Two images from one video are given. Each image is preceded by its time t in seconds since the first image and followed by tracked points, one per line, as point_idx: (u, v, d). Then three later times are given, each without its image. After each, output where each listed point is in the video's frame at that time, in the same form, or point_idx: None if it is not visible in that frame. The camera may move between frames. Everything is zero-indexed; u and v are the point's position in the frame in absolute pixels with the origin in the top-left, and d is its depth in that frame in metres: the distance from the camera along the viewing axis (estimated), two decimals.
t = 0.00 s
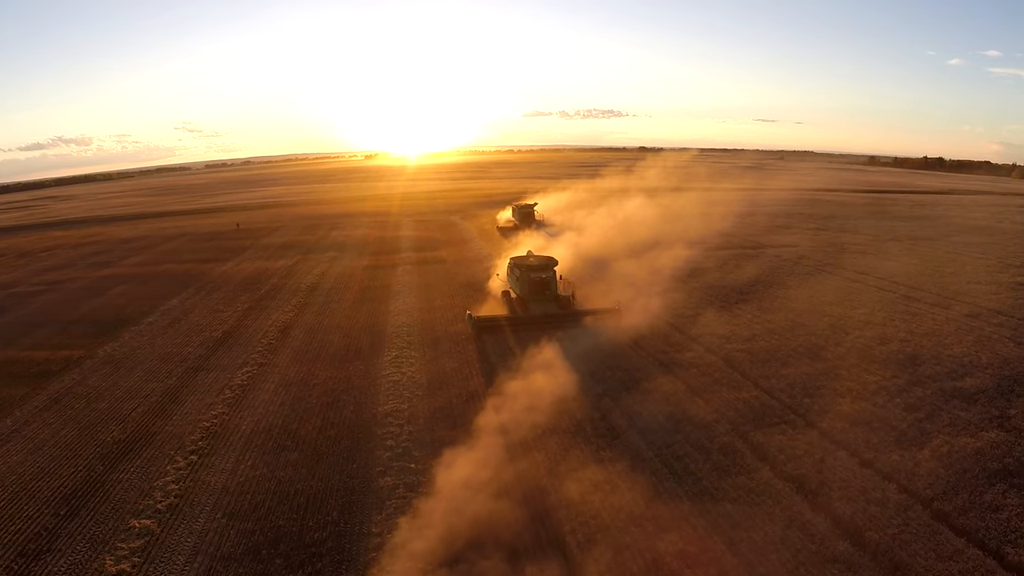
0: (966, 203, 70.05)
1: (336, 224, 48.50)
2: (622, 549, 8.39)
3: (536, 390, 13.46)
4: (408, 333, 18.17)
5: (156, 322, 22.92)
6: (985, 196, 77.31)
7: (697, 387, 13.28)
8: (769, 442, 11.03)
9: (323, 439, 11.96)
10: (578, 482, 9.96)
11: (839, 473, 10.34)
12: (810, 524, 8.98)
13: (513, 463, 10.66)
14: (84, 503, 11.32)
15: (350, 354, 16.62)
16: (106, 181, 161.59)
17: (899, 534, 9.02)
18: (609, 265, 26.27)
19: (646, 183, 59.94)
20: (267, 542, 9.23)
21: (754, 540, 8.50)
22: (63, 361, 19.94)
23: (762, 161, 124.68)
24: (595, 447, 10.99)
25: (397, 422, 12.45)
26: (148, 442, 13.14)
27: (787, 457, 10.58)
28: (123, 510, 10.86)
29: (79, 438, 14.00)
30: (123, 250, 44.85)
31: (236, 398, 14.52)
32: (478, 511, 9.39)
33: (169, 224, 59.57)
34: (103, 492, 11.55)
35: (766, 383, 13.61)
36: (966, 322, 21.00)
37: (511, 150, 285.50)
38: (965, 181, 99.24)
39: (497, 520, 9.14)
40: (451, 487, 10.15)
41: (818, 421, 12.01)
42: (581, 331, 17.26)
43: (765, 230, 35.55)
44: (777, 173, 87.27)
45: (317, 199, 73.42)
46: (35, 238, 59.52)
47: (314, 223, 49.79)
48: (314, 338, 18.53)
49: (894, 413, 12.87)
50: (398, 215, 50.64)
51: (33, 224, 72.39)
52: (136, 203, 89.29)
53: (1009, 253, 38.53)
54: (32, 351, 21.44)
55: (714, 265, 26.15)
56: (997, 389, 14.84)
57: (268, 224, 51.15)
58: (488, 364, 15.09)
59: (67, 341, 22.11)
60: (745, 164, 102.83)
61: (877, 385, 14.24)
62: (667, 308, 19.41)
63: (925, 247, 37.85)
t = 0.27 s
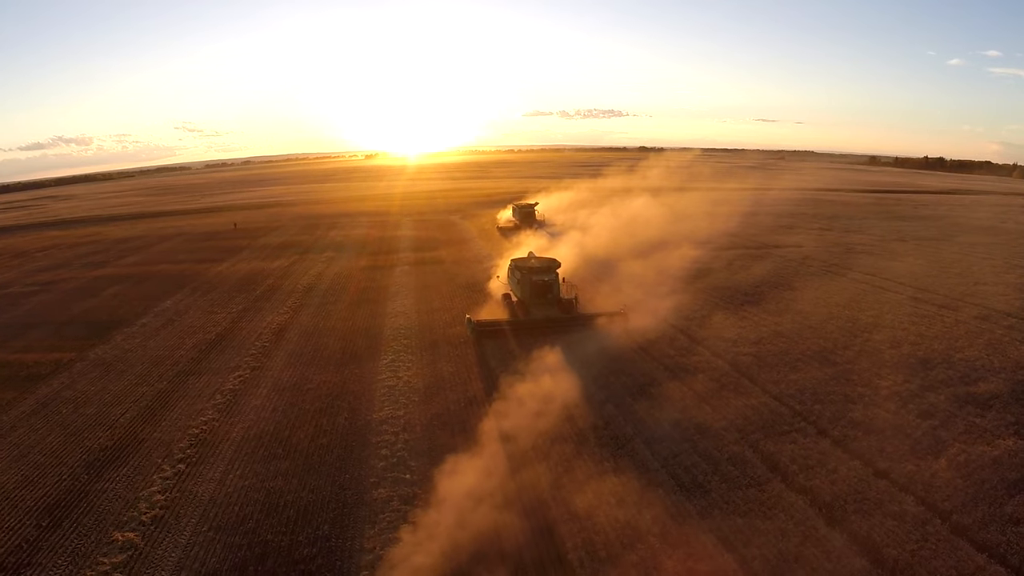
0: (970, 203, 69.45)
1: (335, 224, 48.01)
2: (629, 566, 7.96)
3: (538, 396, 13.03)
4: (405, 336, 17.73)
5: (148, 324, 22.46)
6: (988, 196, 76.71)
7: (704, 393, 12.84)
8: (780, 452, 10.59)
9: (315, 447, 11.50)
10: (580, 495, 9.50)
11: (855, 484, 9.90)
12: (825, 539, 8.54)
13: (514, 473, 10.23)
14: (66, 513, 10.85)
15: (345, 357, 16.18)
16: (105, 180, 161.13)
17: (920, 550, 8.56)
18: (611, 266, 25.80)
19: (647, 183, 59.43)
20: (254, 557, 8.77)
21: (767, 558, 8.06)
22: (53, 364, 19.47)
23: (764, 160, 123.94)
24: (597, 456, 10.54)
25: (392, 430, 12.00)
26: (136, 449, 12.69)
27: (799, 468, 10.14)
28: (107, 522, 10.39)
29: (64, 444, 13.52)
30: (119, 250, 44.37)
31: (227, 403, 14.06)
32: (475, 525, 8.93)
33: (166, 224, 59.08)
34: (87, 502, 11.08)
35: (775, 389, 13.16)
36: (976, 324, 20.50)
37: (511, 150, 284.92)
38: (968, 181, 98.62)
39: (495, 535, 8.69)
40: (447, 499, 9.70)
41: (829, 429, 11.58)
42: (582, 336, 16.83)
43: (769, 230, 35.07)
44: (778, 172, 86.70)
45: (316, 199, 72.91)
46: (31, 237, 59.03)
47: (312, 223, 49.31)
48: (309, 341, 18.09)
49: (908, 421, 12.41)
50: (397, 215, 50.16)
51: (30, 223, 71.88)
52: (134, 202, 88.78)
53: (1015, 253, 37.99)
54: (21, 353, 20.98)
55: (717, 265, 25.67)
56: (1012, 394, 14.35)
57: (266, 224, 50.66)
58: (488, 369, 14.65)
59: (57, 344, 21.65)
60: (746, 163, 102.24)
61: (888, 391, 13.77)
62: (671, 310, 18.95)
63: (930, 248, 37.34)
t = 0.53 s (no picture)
0: (972, 203, 68.96)
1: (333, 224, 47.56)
2: None
3: (540, 402, 12.63)
4: (402, 339, 17.31)
5: (142, 325, 22.04)
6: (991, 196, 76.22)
7: (711, 400, 12.44)
8: (792, 462, 10.19)
9: (308, 456, 11.09)
10: (584, 507, 9.08)
11: (870, 496, 9.49)
12: (841, 555, 8.12)
13: (515, 484, 9.82)
14: (48, 524, 10.41)
15: (341, 361, 15.78)
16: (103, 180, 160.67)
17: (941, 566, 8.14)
18: (613, 267, 25.39)
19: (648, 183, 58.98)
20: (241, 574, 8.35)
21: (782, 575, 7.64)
22: (42, 366, 19.03)
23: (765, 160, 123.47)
24: (601, 466, 10.14)
25: (388, 437, 11.60)
26: (123, 457, 12.27)
27: (812, 480, 9.74)
28: (90, 534, 9.96)
29: (49, 450, 13.08)
30: (115, 250, 43.91)
31: (218, 409, 13.64)
32: (474, 540, 8.52)
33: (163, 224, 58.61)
34: (70, 512, 10.64)
35: (784, 395, 12.75)
36: (986, 326, 20.06)
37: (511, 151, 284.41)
38: (970, 181, 98.10)
39: (494, 550, 8.27)
40: (445, 512, 9.27)
41: (841, 436, 11.18)
42: (584, 339, 16.43)
43: (772, 230, 34.64)
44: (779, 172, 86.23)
45: (314, 199, 72.39)
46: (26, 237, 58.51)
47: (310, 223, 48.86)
48: (303, 344, 17.68)
49: (922, 427, 11.99)
50: (396, 215, 49.72)
51: (26, 223, 71.38)
52: (131, 202, 88.27)
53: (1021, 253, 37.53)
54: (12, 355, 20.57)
55: (721, 266, 25.26)
56: None
57: (264, 224, 50.20)
58: (487, 373, 14.25)
59: (49, 346, 21.24)
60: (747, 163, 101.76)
61: (900, 396, 13.34)
62: (675, 313, 18.55)
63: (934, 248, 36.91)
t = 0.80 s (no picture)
0: (976, 202, 68.40)
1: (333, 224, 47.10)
2: None
3: (543, 409, 12.21)
4: (400, 342, 16.87)
5: (135, 327, 21.60)
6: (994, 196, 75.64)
7: (720, 407, 12.01)
8: (806, 473, 9.77)
9: (300, 465, 10.66)
10: (589, 523, 8.64)
11: (890, 509, 9.05)
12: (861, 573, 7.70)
13: (518, 495, 9.40)
14: (29, 536, 9.95)
15: (338, 364, 15.35)
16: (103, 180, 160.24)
17: None
18: (616, 268, 24.95)
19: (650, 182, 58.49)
20: None
21: None
22: (32, 369, 18.58)
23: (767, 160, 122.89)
24: (607, 478, 9.69)
25: (384, 446, 11.17)
26: (111, 465, 11.83)
27: (828, 492, 9.31)
28: (72, 547, 9.51)
29: (35, 457, 12.62)
30: (112, 250, 43.46)
31: (209, 415, 13.21)
32: (474, 557, 8.06)
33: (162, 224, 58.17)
34: (51, 524, 10.18)
35: (796, 401, 12.30)
36: (998, 328, 19.58)
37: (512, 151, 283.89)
38: (973, 180, 97.47)
39: (496, 568, 7.83)
40: (445, 525, 8.86)
41: (857, 445, 10.74)
42: (588, 343, 15.99)
43: (776, 230, 34.18)
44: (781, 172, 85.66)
45: (313, 199, 71.91)
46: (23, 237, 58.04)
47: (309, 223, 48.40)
48: (298, 347, 17.25)
49: (939, 435, 11.54)
50: (396, 215, 49.27)
51: (23, 223, 70.91)
52: (129, 202, 87.77)
53: None
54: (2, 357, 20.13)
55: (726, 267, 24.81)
56: None
57: (263, 224, 49.75)
58: (488, 379, 13.82)
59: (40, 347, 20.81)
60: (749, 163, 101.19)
61: (915, 402, 12.88)
62: (681, 315, 18.11)
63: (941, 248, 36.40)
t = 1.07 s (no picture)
0: (981, 203, 67.81)
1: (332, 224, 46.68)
2: None
3: (546, 417, 11.78)
4: (399, 345, 16.45)
5: (129, 329, 21.20)
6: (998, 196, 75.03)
7: (730, 415, 11.56)
8: (821, 485, 9.34)
9: (292, 477, 10.22)
10: (595, 540, 8.21)
11: (912, 524, 8.61)
12: None
13: (521, 508, 8.97)
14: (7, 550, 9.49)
15: (334, 369, 14.92)
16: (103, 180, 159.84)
17: None
18: (620, 270, 24.52)
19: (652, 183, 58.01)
20: None
21: None
22: (22, 372, 18.16)
23: (769, 160, 122.34)
24: (614, 491, 9.28)
25: (380, 456, 10.74)
26: (97, 474, 11.40)
27: (845, 506, 8.88)
28: (52, 562, 9.07)
29: (19, 466, 12.17)
30: (110, 250, 43.05)
31: (199, 422, 12.77)
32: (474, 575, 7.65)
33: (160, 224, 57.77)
34: (32, 537, 9.73)
35: (808, 408, 11.85)
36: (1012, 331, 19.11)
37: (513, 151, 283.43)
38: (976, 180, 96.82)
39: None
40: (443, 540, 8.46)
41: (873, 456, 10.30)
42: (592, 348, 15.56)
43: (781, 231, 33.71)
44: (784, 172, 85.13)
45: (313, 199, 71.47)
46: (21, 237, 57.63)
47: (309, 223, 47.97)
48: (294, 350, 16.82)
49: (958, 444, 11.09)
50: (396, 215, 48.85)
51: (22, 223, 70.49)
52: (129, 203, 87.33)
53: None
54: None
55: (732, 268, 24.36)
56: None
57: (262, 224, 49.33)
58: (489, 385, 13.39)
59: (32, 349, 20.41)
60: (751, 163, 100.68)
61: (931, 409, 12.43)
62: (687, 318, 17.67)
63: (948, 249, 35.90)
